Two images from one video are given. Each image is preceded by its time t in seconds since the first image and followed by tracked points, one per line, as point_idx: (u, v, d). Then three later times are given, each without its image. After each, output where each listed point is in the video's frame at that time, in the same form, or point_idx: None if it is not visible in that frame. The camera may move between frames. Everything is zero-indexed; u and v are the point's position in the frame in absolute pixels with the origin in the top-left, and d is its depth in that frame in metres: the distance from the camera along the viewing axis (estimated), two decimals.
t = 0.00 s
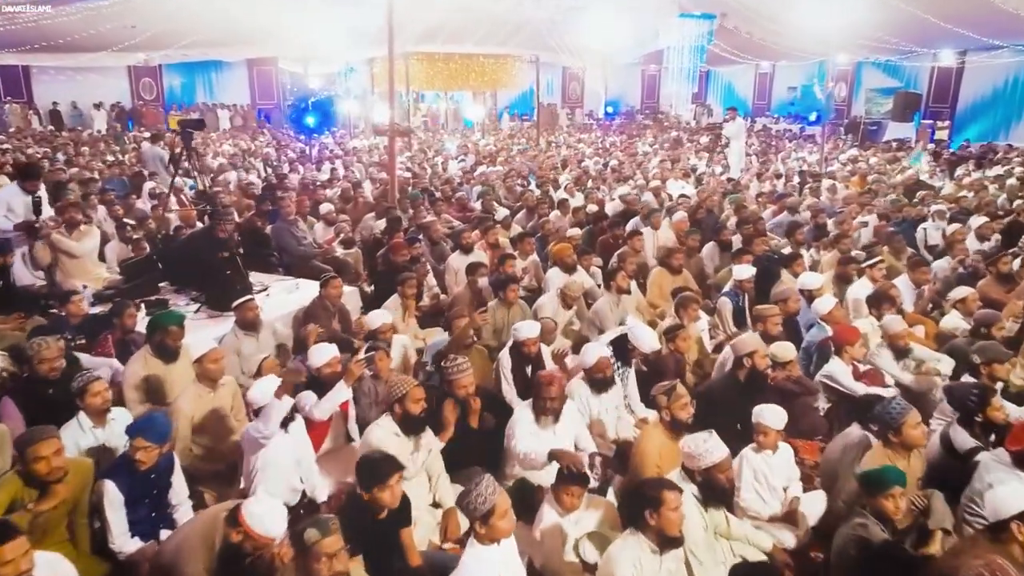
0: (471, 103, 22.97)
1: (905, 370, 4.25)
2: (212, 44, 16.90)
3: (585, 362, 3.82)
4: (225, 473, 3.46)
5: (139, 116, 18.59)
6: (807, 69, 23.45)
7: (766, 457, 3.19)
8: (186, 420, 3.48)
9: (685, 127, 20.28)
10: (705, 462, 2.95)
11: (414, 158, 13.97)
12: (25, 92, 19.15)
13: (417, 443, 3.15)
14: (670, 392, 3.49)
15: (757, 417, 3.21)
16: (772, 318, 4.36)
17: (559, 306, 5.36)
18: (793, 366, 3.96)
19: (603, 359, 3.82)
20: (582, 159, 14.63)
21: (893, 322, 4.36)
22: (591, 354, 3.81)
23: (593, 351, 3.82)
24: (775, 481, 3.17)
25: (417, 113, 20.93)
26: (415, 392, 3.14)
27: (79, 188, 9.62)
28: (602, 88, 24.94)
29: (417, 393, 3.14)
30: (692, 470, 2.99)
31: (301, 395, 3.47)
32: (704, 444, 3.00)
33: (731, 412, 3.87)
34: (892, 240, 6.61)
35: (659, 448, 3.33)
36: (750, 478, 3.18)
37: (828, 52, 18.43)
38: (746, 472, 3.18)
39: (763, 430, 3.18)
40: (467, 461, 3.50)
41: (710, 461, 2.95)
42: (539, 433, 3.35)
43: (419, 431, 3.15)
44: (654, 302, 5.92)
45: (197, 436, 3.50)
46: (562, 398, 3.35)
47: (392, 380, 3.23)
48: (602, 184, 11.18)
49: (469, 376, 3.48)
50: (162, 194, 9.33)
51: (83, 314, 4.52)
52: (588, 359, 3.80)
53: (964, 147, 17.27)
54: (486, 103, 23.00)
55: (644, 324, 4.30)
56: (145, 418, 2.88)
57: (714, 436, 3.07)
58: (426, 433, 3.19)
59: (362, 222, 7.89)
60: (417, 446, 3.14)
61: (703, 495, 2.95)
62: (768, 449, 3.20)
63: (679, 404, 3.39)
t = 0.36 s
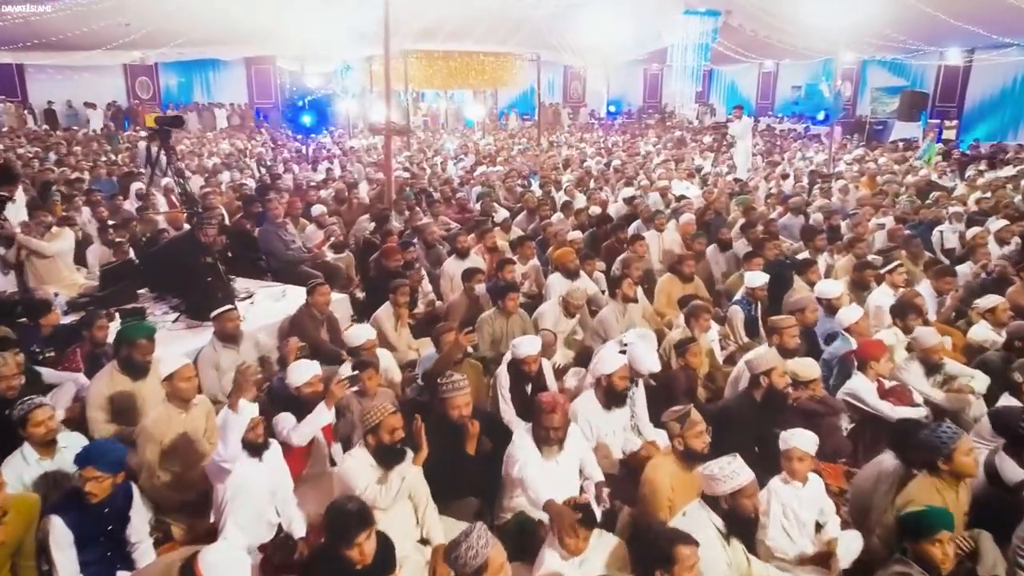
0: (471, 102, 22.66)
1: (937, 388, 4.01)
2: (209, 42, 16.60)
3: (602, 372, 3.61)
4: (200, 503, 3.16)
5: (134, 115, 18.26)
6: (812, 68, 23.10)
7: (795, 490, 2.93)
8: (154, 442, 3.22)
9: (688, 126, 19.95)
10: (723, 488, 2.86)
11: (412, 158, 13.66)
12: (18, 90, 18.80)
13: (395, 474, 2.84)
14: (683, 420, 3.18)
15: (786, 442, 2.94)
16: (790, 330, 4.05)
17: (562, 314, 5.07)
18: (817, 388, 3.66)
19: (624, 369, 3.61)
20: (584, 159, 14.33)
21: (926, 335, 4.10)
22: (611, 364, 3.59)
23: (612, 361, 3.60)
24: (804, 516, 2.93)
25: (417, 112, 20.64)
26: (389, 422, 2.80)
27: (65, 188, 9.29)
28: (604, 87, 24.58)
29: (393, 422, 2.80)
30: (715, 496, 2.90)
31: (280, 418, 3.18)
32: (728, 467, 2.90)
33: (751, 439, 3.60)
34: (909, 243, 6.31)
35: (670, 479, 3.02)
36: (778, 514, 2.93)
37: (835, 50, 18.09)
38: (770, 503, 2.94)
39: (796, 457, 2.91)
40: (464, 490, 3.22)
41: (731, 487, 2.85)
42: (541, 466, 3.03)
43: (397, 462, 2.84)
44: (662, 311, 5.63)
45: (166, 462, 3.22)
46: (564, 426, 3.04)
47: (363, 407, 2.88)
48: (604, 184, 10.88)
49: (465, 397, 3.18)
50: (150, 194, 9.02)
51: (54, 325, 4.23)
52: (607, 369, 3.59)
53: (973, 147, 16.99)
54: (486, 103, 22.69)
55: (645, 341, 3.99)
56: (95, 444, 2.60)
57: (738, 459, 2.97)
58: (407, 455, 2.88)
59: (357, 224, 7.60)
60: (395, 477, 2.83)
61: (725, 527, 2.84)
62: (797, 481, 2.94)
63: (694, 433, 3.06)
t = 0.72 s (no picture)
0: (470, 101, 22.34)
1: (970, 404, 3.74)
2: (202, 40, 16.28)
3: (600, 391, 3.36)
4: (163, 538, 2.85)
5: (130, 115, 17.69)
6: (814, 67, 22.80)
7: (847, 541, 2.64)
8: (112, 470, 2.89)
9: (689, 126, 19.66)
10: (750, 515, 2.65)
11: (408, 159, 13.35)
12: (9, 89, 18.47)
13: (367, 513, 2.61)
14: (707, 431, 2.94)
15: (842, 485, 2.66)
16: (811, 342, 3.75)
17: (563, 323, 4.77)
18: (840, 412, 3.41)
19: (624, 388, 3.35)
20: (585, 159, 14.04)
21: (957, 346, 3.81)
22: (610, 384, 3.34)
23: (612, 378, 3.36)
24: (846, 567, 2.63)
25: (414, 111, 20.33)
26: (353, 458, 2.54)
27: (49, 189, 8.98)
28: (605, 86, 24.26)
29: (357, 457, 2.54)
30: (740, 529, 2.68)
31: (250, 444, 2.87)
32: (761, 496, 2.67)
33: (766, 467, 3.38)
34: (928, 246, 6.02)
35: (699, 503, 2.85)
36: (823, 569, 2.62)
37: (839, 48, 17.80)
38: (814, 555, 2.62)
39: (855, 503, 2.62)
40: (453, 527, 2.92)
41: (760, 515, 2.63)
42: (543, 505, 2.74)
43: (363, 500, 2.60)
44: (667, 319, 5.34)
45: (125, 492, 2.89)
46: (568, 463, 2.72)
47: (324, 439, 2.63)
48: (606, 185, 10.59)
49: (454, 423, 2.84)
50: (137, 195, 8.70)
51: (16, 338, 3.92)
52: (606, 388, 3.34)
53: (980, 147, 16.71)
54: (484, 102, 22.38)
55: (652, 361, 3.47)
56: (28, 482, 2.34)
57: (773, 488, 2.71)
58: (391, 501, 2.68)
59: (349, 226, 7.30)
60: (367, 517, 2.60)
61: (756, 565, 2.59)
62: (850, 533, 2.64)
63: (724, 453, 2.83)
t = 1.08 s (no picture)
0: (470, 101, 22.01)
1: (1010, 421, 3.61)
2: (197, 37, 15.95)
3: (588, 425, 2.99)
4: None
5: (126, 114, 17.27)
6: (818, 66, 22.46)
7: None
8: (60, 510, 2.60)
9: (692, 125, 19.33)
10: (789, 573, 2.80)
11: (407, 159, 13.03)
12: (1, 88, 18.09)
13: (337, 560, 2.37)
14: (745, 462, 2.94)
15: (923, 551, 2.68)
16: (842, 358, 3.47)
17: (566, 335, 4.46)
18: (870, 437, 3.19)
19: (615, 420, 2.99)
20: (586, 159, 13.73)
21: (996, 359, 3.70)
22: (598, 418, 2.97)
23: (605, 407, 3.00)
24: None
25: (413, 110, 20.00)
26: (317, 497, 2.30)
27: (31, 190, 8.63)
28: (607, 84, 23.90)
29: (322, 496, 2.31)
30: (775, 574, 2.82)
31: (216, 477, 2.63)
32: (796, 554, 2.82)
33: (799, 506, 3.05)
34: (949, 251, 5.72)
35: (731, 539, 2.78)
36: None
37: (846, 46, 17.45)
38: None
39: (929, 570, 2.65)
40: (443, 565, 2.87)
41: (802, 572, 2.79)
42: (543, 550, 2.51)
43: (333, 544, 2.36)
44: (675, 328, 5.02)
45: (74, 533, 2.60)
46: (578, 507, 2.47)
47: (288, 474, 2.40)
48: (608, 186, 10.27)
49: (438, 460, 2.72)
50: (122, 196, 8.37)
51: None
52: (594, 420, 2.97)
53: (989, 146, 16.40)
54: (484, 101, 22.05)
55: (678, 377, 3.48)
56: None
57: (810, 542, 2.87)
58: (371, 562, 2.49)
59: (342, 229, 6.99)
60: (338, 565, 2.36)
61: None
62: None
63: (761, 481, 2.80)
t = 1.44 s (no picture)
0: (469, 100, 21.70)
1: None
2: (189, 36, 15.65)
3: (576, 483, 2.72)
4: None
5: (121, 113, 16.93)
6: (821, 65, 22.15)
7: None
8: None
9: (693, 125, 19.06)
10: None
11: (404, 160, 12.73)
12: None
13: None
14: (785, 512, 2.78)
15: None
16: (877, 379, 3.26)
17: (569, 348, 4.13)
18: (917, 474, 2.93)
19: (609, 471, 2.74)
20: (588, 159, 13.44)
21: None
22: (581, 473, 2.71)
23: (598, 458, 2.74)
24: None
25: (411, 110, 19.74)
26: (282, 556, 2.31)
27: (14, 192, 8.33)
28: (609, 83, 23.56)
29: (288, 555, 2.32)
30: None
31: (172, 523, 2.60)
32: None
33: (833, 546, 2.88)
34: (974, 256, 5.43)
35: None
36: None
37: (853, 44, 17.13)
38: None
39: None
40: None
41: None
42: None
43: None
44: (686, 339, 4.69)
45: None
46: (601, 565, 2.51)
47: (250, 523, 2.41)
48: (611, 187, 9.99)
49: (419, 510, 2.59)
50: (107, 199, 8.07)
51: None
52: (579, 477, 2.71)
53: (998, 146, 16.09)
54: (484, 100, 21.73)
55: (703, 401, 3.14)
56: None
57: None
58: None
59: (333, 233, 6.70)
60: None
61: None
62: None
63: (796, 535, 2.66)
